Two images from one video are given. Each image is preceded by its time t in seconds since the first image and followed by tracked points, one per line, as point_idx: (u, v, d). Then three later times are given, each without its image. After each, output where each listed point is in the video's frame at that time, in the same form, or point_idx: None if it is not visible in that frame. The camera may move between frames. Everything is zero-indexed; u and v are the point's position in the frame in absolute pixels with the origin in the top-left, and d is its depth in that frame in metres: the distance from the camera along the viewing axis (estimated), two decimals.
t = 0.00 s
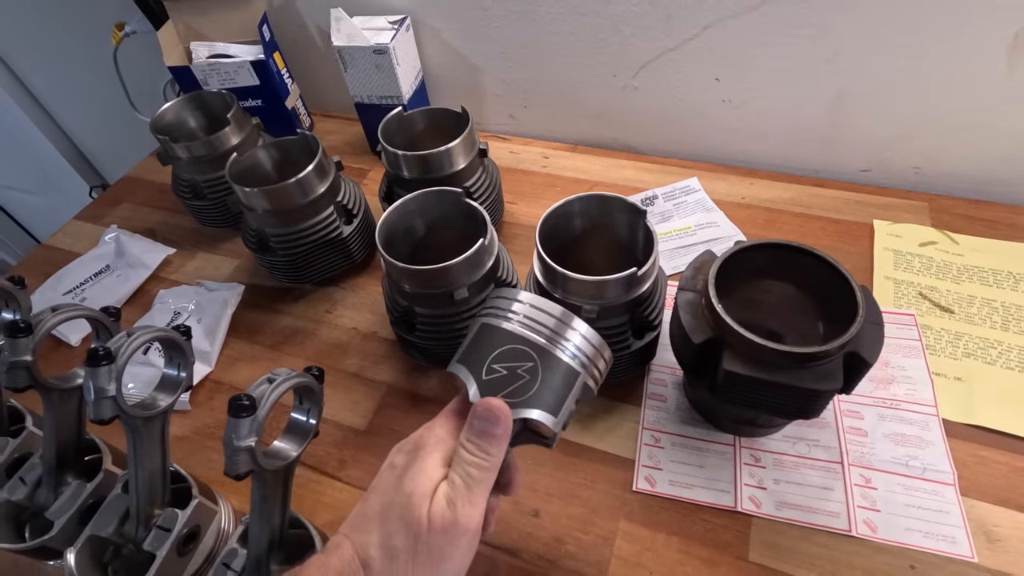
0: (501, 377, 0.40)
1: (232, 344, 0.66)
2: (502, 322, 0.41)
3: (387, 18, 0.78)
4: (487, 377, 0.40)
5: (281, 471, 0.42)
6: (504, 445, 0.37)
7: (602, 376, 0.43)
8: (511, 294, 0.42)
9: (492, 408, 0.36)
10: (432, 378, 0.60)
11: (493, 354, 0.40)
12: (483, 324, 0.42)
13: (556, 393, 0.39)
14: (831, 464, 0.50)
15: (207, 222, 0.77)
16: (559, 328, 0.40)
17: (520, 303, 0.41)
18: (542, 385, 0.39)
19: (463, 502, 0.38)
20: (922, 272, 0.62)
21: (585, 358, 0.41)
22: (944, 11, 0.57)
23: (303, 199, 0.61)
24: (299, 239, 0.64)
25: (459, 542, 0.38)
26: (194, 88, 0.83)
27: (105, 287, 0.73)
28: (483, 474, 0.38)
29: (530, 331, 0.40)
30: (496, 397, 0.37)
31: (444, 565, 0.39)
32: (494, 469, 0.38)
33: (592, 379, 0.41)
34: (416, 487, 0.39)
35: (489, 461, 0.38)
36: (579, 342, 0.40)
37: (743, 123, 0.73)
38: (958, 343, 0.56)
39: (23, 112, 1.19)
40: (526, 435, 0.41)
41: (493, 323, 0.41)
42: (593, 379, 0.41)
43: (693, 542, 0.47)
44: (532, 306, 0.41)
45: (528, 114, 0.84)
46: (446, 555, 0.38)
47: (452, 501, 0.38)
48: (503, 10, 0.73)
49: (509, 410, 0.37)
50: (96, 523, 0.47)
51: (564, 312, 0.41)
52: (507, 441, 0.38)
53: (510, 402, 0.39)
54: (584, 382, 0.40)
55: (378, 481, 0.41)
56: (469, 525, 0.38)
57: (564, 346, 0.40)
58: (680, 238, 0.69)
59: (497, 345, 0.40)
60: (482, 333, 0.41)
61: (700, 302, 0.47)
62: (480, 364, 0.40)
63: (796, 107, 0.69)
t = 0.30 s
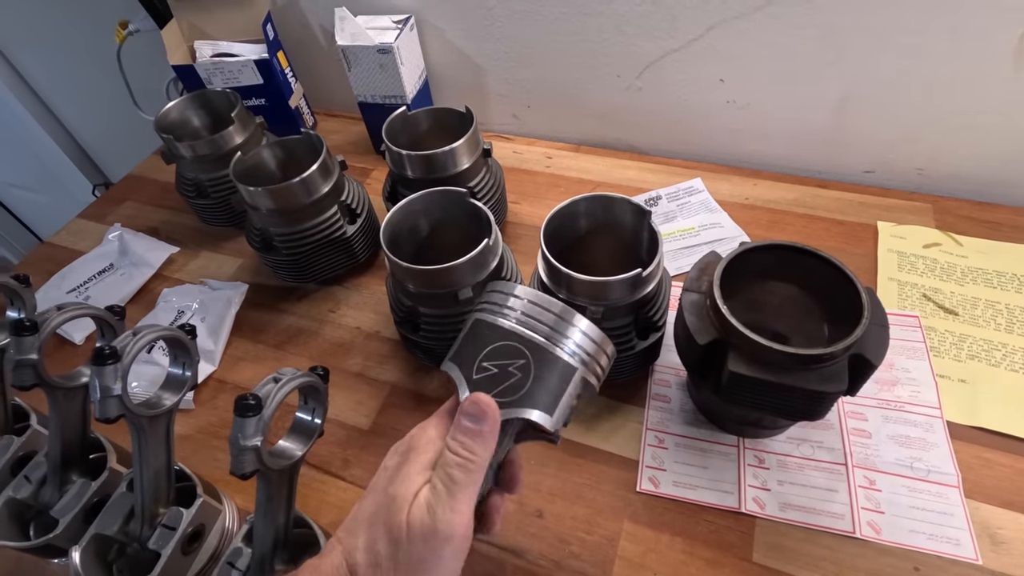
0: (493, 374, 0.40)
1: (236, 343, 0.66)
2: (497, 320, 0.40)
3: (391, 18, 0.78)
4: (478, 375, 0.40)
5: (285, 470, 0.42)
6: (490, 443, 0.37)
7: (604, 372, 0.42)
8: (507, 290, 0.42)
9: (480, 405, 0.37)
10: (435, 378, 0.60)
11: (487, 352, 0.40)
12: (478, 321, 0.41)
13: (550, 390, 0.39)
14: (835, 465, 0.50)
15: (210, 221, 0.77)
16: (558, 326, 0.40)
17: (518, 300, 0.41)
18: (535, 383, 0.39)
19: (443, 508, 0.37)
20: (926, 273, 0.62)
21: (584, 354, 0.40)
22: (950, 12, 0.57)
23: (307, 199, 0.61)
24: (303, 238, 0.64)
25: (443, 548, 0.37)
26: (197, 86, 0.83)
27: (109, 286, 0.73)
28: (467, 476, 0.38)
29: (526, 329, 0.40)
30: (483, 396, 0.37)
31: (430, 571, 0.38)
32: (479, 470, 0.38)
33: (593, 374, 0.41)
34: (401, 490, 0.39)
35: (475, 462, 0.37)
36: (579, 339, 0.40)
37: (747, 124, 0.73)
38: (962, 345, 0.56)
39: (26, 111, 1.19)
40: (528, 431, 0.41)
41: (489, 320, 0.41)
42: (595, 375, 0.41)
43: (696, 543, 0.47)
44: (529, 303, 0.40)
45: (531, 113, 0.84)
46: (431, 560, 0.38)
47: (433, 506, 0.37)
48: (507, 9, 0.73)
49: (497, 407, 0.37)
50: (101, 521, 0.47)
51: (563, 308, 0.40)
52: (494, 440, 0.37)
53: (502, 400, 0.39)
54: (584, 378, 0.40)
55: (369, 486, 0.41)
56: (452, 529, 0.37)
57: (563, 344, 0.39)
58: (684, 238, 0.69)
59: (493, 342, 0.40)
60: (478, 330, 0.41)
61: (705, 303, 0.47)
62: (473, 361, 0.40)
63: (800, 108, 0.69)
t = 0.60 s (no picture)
0: (477, 361, 0.37)
1: (241, 340, 0.66)
2: (490, 313, 0.38)
3: (397, 16, 0.78)
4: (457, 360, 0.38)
5: (293, 466, 0.42)
6: (443, 420, 0.37)
7: (611, 367, 0.38)
8: (510, 281, 0.38)
9: (436, 378, 0.37)
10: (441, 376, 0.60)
11: (478, 341, 0.38)
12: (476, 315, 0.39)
13: (537, 381, 0.35)
14: (841, 464, 0.50)
15: (216, 218, 0.77)
16: (560, 320, 0.36)
17: (518, 292, 0.37)
18: (517, 370, 0.35)
19: (396, 479, 0.39)
20: (932, 273, 0.62)
21: (586, 349, 0.36)
22: (958, 12, 0.57)
23: (314, 196, 0.61)
24: (309, 235, 0.64)
25: (387, 524, 0.38)
26: (203, 84, 0.83)
27: (114, 282, 0.74)
28: (420, 450, 0.39)
29: (525, 321, 0.36)
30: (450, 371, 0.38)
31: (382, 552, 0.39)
32: (431, 446, 0.39)
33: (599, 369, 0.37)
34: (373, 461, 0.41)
35: (425, 435, 0.38)
36: (582, 334, 0.36)
37: (753, 123, 0.73)
38: (968, 345, 0.56)
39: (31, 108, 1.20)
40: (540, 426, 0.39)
41: (488, 312, 0.38)
42: (602, 370, 0.37)
43: (702, 542, 0.47)
44: (531, 297, 0.37)
45: (537, 112, 0.84)
46: (380, 538, 0.38)
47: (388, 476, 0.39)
48: (513, 7, 0.73)
49: (458, 377, 0.38)
50: (108, 516, 0.46)
51: (568, 302, 0.36)
52: (456, 416, 0.38)
53: (480, 382, 0.37)
54: (583, 373, 0.36)
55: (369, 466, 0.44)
56: (397, 504, 0.38)
57: (566, 340, 0.36)
58: (689, 237, 0.69)
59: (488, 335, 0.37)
60: (474, 319, 0.39)
61: (712, 302, 0.47)
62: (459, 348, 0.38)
63: (807, 107, 0.69)
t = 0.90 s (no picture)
0: (465, 385, 0.34)
1: (245, 341, 0.68)
2: (464, 323, 0.33)
3: (400, 22, 0.79)
4: (443, 385, 0.35)
5: (297, 465, 0.43)
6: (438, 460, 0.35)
7: (611, 350, 0.34)
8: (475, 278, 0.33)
9: (430, 413, 0.34)
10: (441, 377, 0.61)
11: (457, 358, 0.34)
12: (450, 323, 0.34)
13: (535, 398, 0.32)
14: (831, 466, 0.51)
15: (220, 220, 0.79)
16: (540, 322, 0.31)
17: (488, 295, 0.32)
18: (511, 388, 0.33)
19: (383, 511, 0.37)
20: (924, 279, 0.63)
21: (578, 346, 0.32)
22: (950, 23, 0.58)
23: (317, 200, 0.62)
24: (311, 239, 0.65)
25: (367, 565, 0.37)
26: (208, 88, 0.85)
27: (120, 283, 0.75)
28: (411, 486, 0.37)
29: (504, 330, 0.32)
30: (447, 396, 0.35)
31: None
32: (421, 486, 0.37)
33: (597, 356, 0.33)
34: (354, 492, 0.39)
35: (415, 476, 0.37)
36: (568, 333, 0.31)
37: (749, 129, 0.74)
38: (958, 350, 0.57)
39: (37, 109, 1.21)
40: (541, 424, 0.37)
41: (462, 321, 0.34)
42: (601, 359, 0.34)
43: (695, 541, 0.49)
44: (501, 298, 0.32)
45: (537, 117, 0.85)
46: None
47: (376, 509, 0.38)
48: (514, 15, 0.74)
49: (450, 408, 0.35)
50: (116, 513, 0.48)
51: (543, 300, 0.31)
52: (446, 456, 0.35)
53: (473, 413, 0.34)
54: (581, 372, 0.33)
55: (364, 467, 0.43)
56: (378, 544, 0.37)
57: (551, 344, 0.31)
58: (686, 242, 0.71)
59: (470, 351, 0.33)
60: (449, 330, 0.35)
61: (705, 307, 0.48)
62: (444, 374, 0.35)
63: (802, 115, 0.70)
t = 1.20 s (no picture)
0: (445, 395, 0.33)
1: (249, 339, 0.68)
2: (435, 329, 0.32)
3: (404, 22, 0.79)
4: (426, 402, 0.34)
5: (303, 463, 0.43)
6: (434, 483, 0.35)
7: (593, 336, 0.33)
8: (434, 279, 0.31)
9: (416, 438, 0.34)
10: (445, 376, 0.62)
11: (436, 371, 0.32)
12: (421, 332, 0.33)
13: (520, 401, 0.32)
14: (834, 466, 0.51)
15: (225, 219, 0.79)
16: (512, 321, 0.29)
17: (450, 296, 0.30)
18: (494, 394, 0.31)
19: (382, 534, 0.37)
20: (927, 280, 0.63)
21: (555, 340, 0.30)
22: (953, 25, 0.58)
23: (321, 199, 0.63)
24: (316, 238, 0.65)
25: None
26: (213, 87, 0.85)
27: (126, 281, 0.75)
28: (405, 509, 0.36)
29: (473, 332, 0.30)
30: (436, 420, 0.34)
31: None
32: (417, 508, 0.36)
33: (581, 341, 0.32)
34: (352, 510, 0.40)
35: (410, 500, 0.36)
36: (542, 330, 0.29)
37: (752, 130, 0.74)
38: (961, 351, 0.57)
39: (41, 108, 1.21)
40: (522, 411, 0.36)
41: (428, 323, 0.32)
42: (582, 348, 0.32)
43: (698, 540, 0.49)
44: (464, 299, 0.30)
45: (541, 117, 0.86)
46: None
47: (374, 531, 0.37)
48: (519, 15, 0.75)
49: (436, 422, 0.34)
50: (123, 510, 0.48)
51: (509, 300, 0.29)
52: (442, 479, 0.35)
53: (463, 428, 0.33)
54: (562, 365, 0.31)
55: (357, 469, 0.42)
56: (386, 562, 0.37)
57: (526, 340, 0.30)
58: (689, 242, 0.71)
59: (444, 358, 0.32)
60: (418, 334, 0.33)
61: (710, 307, 0.48)
62: (420, 385, 0.34)
63: (805, 116, 0.71)
